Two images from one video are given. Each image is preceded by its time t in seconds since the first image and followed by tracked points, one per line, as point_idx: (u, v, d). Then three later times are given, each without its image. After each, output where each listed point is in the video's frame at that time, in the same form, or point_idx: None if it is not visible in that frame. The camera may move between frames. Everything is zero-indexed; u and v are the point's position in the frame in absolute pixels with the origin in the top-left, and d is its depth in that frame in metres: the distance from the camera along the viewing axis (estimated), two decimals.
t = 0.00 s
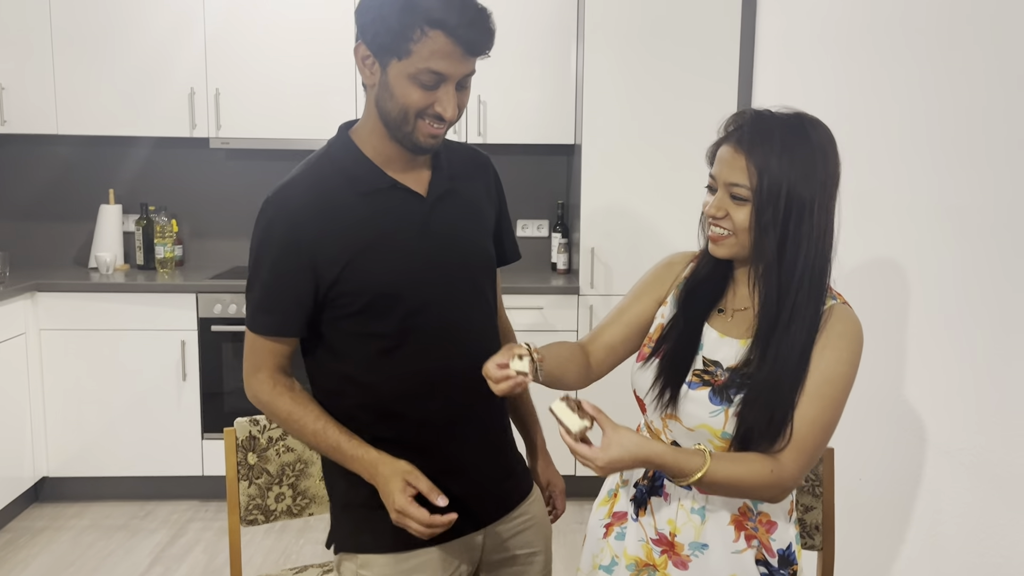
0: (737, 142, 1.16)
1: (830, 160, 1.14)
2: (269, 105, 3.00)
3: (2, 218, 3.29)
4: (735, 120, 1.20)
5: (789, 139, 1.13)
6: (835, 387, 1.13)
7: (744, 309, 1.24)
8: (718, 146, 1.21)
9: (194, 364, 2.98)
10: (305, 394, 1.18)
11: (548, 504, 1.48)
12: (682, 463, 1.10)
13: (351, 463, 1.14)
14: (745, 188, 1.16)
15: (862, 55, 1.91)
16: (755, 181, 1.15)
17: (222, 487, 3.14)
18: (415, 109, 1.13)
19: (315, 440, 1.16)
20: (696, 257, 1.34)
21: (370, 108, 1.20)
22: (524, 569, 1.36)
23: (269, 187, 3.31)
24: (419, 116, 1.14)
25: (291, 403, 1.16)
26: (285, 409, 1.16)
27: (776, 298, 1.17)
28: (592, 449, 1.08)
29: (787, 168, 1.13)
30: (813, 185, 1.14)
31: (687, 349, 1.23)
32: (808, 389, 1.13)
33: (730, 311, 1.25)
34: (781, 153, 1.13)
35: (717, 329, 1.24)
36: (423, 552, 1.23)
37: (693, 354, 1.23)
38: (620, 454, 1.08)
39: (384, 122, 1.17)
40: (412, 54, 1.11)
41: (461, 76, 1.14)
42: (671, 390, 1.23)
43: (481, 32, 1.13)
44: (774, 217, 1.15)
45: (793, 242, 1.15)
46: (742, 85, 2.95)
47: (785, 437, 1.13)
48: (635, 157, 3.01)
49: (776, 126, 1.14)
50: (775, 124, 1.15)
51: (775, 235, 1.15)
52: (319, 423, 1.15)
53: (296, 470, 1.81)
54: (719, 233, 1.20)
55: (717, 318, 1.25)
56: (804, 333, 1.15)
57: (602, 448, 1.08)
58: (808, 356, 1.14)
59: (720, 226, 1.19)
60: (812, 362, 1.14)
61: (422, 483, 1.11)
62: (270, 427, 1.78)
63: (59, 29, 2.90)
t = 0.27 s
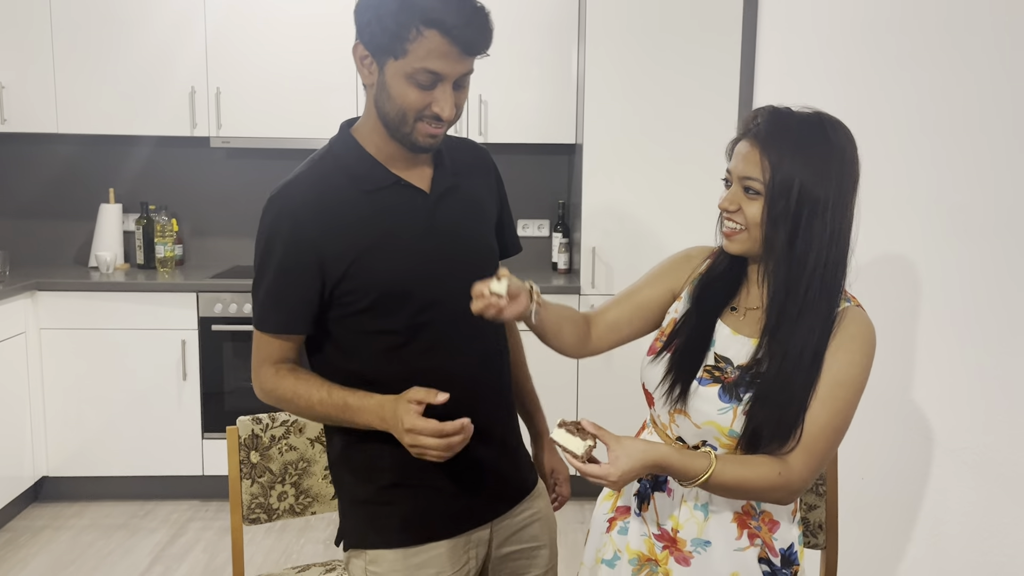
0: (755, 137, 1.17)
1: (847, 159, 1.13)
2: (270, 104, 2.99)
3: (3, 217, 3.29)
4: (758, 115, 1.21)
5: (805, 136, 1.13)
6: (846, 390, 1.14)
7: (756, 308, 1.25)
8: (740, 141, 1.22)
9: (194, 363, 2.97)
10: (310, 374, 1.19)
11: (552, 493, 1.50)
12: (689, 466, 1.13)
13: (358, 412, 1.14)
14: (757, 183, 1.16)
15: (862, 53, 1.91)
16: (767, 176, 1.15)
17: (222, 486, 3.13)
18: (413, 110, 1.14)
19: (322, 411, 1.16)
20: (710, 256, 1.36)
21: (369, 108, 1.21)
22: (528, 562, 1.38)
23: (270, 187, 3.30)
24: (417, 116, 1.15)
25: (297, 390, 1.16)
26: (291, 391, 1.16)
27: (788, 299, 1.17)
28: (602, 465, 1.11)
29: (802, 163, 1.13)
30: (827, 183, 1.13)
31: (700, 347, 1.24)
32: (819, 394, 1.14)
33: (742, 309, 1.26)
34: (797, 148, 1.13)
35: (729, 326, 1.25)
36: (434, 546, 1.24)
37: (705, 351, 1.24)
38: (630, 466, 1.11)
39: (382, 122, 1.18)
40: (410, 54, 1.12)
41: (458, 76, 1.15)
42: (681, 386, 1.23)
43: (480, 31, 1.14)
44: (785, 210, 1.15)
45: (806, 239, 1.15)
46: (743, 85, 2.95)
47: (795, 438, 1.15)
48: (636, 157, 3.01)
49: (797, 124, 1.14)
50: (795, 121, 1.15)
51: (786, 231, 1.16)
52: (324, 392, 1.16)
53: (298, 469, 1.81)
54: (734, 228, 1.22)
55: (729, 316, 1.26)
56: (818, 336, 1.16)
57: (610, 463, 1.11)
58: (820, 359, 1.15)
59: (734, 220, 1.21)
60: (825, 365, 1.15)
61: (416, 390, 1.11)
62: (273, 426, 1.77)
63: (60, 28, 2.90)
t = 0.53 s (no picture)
0: (766, 142, 1.17)
1: (862, 165, 1.12)
2: (270, 106, 2.99)
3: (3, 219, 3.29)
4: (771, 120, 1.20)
5: (814, 142, 1.13)
6: (851, 400, 1.13)
7: (763, 314, 1.25)
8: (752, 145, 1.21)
9: (194, 366, 2.97)
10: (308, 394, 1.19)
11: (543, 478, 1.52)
12: (687, 478, 1.14)
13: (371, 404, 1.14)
14: (767, 189, 1.16)
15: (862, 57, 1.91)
16: (776, 182, 1.15)
17: (222, 489, 3.13)
18: (393, 125, 1.14)
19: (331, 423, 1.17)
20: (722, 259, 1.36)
21: (339, 131, 1.20)
22: (534, 561, 1.38)
23: (270, 189, 3.30)
24: (397, 132, 1.15)
25: (299, 416, 1.17)
26: (294, 418, 1.17)
27: (796, 305, 1.17)
28: (600, 481, 1.12)
29: (812, 171, 1.12)
30: (837, 189, 1.12)
31: (705, 348, 1.24)
32: (823, 404, 1.14)
33: (750, 314, 1.26)
34: (806, 156, 1.12)
35: (735, 329, 1.25)
36: (440, 553, 1.24)
37: (710, 353, 1.24)
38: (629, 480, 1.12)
39: (358, 143, 1.17)
40: (381, 67, 1.12)
41: (431, 86, 1.16)
42: (683, 387, 1.24)
43: (450, 37, 1.15)
44: (793, 216, 1.14)
45: (815, 248, 1.15)
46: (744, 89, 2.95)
47: (798, 448, 1.15)
48: (636, 160, 3.01)
49: (807, 130, 1.13)
50: (806, 127, 1.14)
51: (794, 236, 1.15)
52: (328, 403, 1.17)
53: (298, 472, 1.81)
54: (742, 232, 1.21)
55: (736, 319, 1.27)
56: (823, 344, 1.15)
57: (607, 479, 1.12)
58: (825, 367, 1.14)
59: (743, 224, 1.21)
60: (829, 375, 1.14)
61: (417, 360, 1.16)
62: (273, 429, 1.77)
63: (62, 30, 2.90)
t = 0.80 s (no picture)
0: (762, 146, 1.17)
1: (861, 170, 1.12)
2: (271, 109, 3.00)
3: (4, 222, 3.29)
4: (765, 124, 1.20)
5: (811, 146, 1.12)
6: (846, 411, 1.12)
7: (757, 321, 1.25)
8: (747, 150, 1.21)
9: (194, 369, 2.97)
10: (316, 433, 1.18)
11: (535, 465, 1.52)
12: (681, 498, 1.15)
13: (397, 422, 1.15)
14: (761, 193, 1.16)
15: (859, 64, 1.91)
16: (770, 187, 1.14)
17: (221, 492, 3.13)
18: (384, 147, 1.18)
19: (352, 452, 1.16)
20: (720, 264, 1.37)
21: (316, 168, 1.18)
22: (538, 551, 1.41)
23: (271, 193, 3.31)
24: (387, 152, 1.19)
25: (317, 457, 1.16)
26: (309, 461, 1.15)
27: (790, 312, 1.17)
28: (595, 506, 1.12)
29: (808, 176, 1.11)
30: (832, 194, 1.11)
31: (698, 355, 1.26)
32: (817, 416, 1.13)
33: (744, 321, 1.27)
34: (801, 160, 1.12)
35: (729, 337, 1.26)
36: (448, 559, 1.25)
37: (704, 360, 1.26)
38: (624, 504, 1.12)
39: (345, 173, 1.18)
40: (367, 88, 1.15)
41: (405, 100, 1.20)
42: (677, 395, 1.26)
43: (406, 40, 1.18)
44: (787, 221, 1.13)
45: (808, 253, 1.14)
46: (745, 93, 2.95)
47: (791, 461, 1.14)
48: (635, 165, 3.01)
49: (801, 133, 1.13)
50: (800, 132, 1.14)
51: (788, 243, 1.14)
52: (348, 433, 1.16)
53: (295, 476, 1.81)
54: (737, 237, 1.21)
55: (730, 326, 1.27)
56: (816, 353, 1.14)
57: (602, 503, 1.12)
58: (819, 376, 1.14)
59: (737, 228, 1.21)
60: (822, 386, 1.13)
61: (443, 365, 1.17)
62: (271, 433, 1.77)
63: (64, 35, 2.91)
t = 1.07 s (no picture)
0: (744, 154, 1.17)
1: (843, 178, 1.12)
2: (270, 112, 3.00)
3: (4, 225, 3.30)
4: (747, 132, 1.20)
5: (793, 155, 1.12)
6: (831, 424, 1.12)
7: (740, 330, 1.25)
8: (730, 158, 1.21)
9: (192, 374, 2.97)
10: (320, 457, 1.15)
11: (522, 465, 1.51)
12: (666, 505, 1.14)
13: (408, 438, 1.12)
14: (742, 202, 1.17)
15: (857, 69, 1.91)
16: (750, 196, 1.15)
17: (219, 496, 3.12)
18: (385, 147, 1.19)
19: (361, 472, 1.13)
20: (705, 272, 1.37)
21: (320, 182, 1.16)
22: (534, 551, 1.41)
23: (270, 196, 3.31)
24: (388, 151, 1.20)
25: (324, 483, 1.12)
26: (317, 486, 1.12)
27: (773, 321, 1.17)
28: (580, 508, 1.11)
29: (789, 184, 1.11)
30: (813, 201, 1.11)
31: (681, 364, 1.25)
32: (803, 428, 1.12)
33: (727, 330, 1.26)
34: (782, 168, 1.12)
35: (712, 347, 1.25)
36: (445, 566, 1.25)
37: (687, 369, 1.24)
38: (610, 506, 1.11)
39: (354, 179, 1.17)
40: (371, 86, 1.15)
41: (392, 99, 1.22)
42: (660, 404, 1.25)
43: (394, 38, 1.19)
44: (768, 229, 1.14)
45: (790, 262, 1.14)
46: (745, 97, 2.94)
47: (775, 474, 1.14)
48: (635, 168, 3.00)
49: (782, 141, 1.13)
50: (781, 140, 1.14)
51: (770, 251, 1.15)
52: (354, 454, 1.13)
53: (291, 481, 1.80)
54: (718, 245, 1.22)
55: (714, 335, 1.26)
56: (800, 362, 1.13)
57: (588, 506, 1.11)
58: (803, 386, 1.13)
59: (719, 235, 1.21)
60: (807, 398, 1.13)
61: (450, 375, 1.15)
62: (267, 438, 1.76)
63: (64, 37, 2.91)
